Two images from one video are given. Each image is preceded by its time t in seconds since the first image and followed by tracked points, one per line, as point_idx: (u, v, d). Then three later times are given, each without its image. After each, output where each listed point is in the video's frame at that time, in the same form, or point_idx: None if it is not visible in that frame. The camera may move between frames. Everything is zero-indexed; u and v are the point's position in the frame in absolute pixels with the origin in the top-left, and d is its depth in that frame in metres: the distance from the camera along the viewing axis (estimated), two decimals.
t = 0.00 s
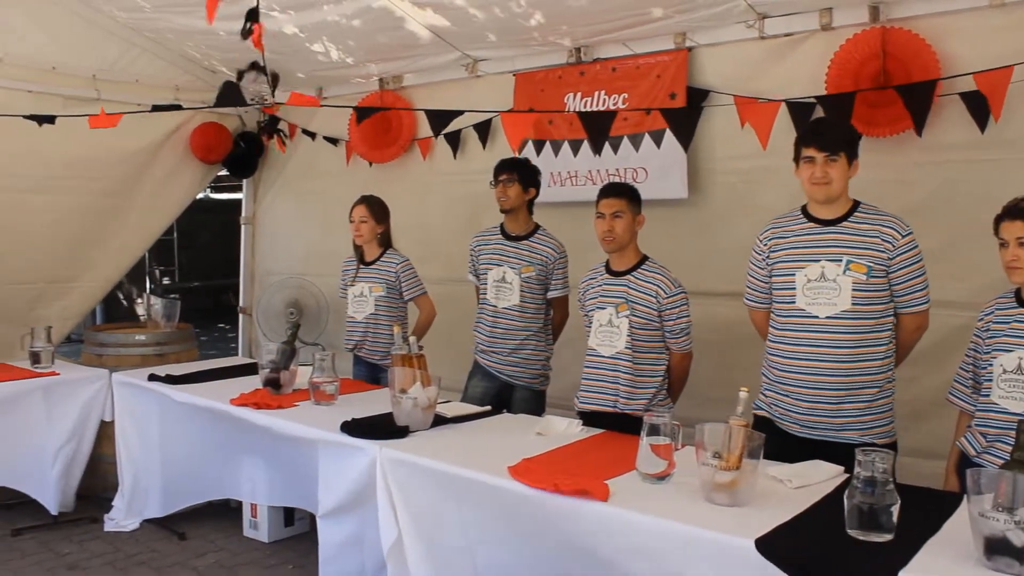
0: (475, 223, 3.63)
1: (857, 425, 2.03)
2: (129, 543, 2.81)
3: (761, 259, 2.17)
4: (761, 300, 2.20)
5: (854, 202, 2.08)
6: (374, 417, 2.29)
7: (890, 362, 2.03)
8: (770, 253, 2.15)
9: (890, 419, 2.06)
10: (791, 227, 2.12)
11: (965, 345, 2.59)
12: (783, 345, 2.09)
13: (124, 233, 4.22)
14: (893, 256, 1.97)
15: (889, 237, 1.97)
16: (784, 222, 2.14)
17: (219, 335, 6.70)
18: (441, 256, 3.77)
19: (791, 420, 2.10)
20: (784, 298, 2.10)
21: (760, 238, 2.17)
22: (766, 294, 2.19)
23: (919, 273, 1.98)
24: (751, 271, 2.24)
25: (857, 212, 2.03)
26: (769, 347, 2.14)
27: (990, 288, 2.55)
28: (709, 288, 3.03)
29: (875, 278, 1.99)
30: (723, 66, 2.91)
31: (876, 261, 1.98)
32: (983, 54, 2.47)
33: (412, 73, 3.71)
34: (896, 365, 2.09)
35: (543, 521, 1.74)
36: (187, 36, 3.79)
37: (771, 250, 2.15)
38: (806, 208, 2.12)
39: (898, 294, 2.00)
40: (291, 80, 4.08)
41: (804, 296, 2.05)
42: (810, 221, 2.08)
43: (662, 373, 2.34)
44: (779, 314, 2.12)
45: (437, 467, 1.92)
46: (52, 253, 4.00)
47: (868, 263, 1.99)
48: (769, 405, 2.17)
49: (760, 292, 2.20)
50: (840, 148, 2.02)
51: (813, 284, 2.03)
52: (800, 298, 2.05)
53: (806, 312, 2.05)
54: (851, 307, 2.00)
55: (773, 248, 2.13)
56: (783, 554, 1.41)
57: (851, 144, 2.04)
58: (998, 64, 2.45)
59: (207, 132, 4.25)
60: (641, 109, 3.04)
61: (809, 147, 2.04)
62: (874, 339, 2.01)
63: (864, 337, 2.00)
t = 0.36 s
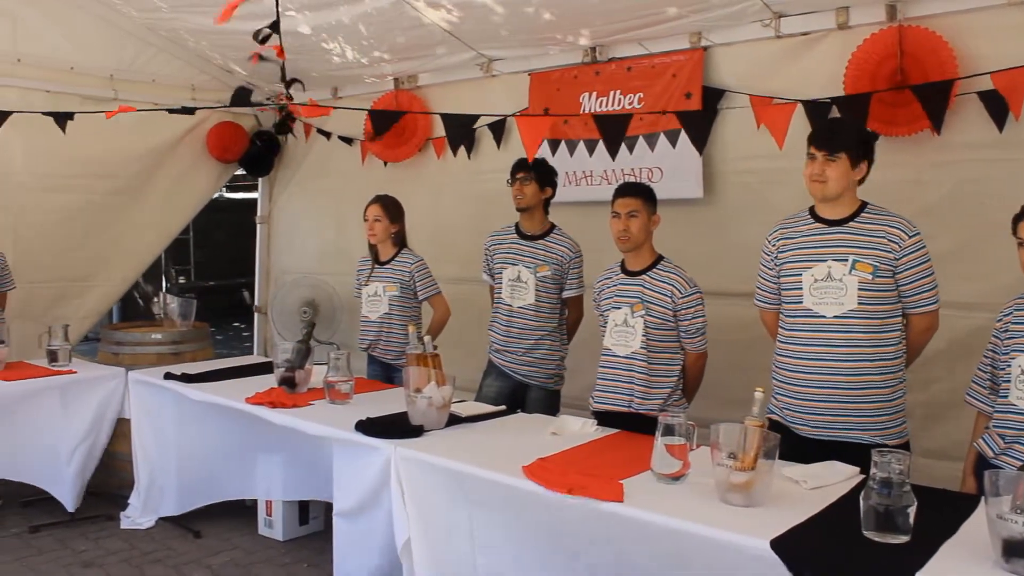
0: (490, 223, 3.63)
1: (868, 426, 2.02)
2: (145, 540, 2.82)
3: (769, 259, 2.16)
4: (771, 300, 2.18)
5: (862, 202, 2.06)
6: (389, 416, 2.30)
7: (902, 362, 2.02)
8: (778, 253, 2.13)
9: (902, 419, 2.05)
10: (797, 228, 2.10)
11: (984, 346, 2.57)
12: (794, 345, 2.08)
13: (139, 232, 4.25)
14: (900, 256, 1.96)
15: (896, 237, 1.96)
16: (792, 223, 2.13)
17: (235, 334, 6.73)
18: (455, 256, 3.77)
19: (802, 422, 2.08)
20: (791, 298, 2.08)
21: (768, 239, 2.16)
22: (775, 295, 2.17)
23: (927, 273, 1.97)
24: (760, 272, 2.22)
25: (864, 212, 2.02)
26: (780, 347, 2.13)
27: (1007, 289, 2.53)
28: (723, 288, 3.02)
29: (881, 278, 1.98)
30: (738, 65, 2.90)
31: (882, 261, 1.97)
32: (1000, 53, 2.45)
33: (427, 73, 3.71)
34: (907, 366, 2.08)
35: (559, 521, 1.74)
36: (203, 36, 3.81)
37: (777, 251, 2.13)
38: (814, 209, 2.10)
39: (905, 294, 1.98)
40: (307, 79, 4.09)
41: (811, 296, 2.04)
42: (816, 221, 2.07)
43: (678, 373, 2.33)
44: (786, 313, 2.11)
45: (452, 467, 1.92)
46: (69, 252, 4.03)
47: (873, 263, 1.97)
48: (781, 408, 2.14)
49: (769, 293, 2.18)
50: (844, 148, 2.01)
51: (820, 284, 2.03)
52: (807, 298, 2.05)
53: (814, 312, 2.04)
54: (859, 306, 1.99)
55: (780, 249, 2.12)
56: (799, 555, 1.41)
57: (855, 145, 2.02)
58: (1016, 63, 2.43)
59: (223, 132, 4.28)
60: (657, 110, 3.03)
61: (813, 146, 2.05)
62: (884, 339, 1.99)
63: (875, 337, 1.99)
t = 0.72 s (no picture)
0: (500, 223, 3.63)
1: (883, 425, 2.01)
2: (157, 539, 2.83)
3: (784, 261, 2.15)
4: (786, 301, 2.18)
5: (877, 201, 2.06)
6: (399, 416, 2.30)
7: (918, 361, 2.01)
8: (793, 254, 2.13)
9: (918, 418, 2.04)
10: (812, 229, 2.10)
11: (996, 347, 2.56)
12: (809, 345, 2.08)
13: (151, 232, 4.26)
14: (914, 256, 1.95)
15: (910, 238, 1.95)
16: (807, 224, 2.12)
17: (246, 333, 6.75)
18: (465, 256, 3.77)
19: (819, 421, 2.07)
20: (808, 300, 2.08)
21: (784, 240, 2.15)
22: (791, 296, 2.17)
23: (942, 274, 1.96)
24: (775, 273, 2.22)
25: (878, 212, 2.01)
26: (796, 348, 2.13)
27: (1020, 289, 2.52)
28: (733, 288, 3.01)
29: (895, 279, 1.97)
30: (750, 65, 2.90)
31: (897, 262, 1.96)
32: (1013, 53, 2.44)
33: (438, 73, 3.71)
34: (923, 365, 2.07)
35: (568, 522, 1.74)
36: (214, 37, 3.83)
37: (792, 252, 2.13)
38: (829, 209, 2.09)
39: (920, 294, 1.97)
40: (319, 79, 4.09)
41: (827, 297, 2.03)
42: (833, 223, 2.06)
43: (688, 373, 2.33)
44: (803, 315, 2.10)
45: (463, 467, 1.92)
46: (81, 252, 4.05)
47: (888, 264, 1.97)
48: (797, 407, 2.14)
49: (784, 293, 2.18)
50: (873, 143, 2.00)
51: (834, 286, 2.02)
52: (822, 300, 2.04)
53: (828, 313, 2.03)
54: (873, 308, 1.98)
55: (795, 250, 2.11)
56: (810, 557, 1.40)
57: (882, 144, 2.03)
58: None
59: (236, 132, 4.30)
60: (669, 108, 3.03)
61: (843, 136, 2.02)
62: (898, 339, 1.99)
63: (888, 338, 1.98)
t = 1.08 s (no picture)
0: (510, 223, 3.63)
1: (898, 427, 2.00)
2: (167, 537, 2.84)
3: (799, 260, 2.15)
4: (801, 302, 2.17)
5: (891, 201, 2.05)
6: (409, 416, 2.30)
7: (932, 362, 2.00)
8: (808, 254, 2.12)
9: (933, 419, 2.03)
10: (829, 230, 2.09)
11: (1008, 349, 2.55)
12: (823, 346, 2.07)
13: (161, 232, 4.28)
14: (930, 256, 1.94)
15: (927, 237, 1.95)
16: (823, 224, 2.12)
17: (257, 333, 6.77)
18: (475, 256, 3.78)
19: (832, 422, 2.07)
20: (823, 300, 2.07)
21: (798, 240, 2.15)
22: (805, 296, 2.16)
23: (959, 273, 1.95)
24: (790, 273, 2.22)
25: (893, 212, 2.00)
26: (809, 348, 2.12)
27: None
28: (744, 288, 3.01)
29: (912, 279, 1.96)
30: (761, 65, 2.89)
31: (913, 262, 1.96)
32: None
33: (449, 73, 3.72)
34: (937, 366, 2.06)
35: (579, 522, 1.73)
36: (226, 38, 3.84)
37: (807, 252, 2.12)
38: (843, 210, 2.09)
39: (936, 294, 1.97)
40: (331, 79, 4.09)
41: (842, 297, 2.03)
42: (847, 223, 2.05)
43: (699, 373, 2.33)
44: (818, 315, 2.10)
45: (473, 467, 1.93)
46: (93, 253, 4.08)
47: (904, 264, 1.96)
48: (810, 408, 2.13)
49: (799, 294, 2.17)
50: (881, 145, 2.00)
51: (850, 286, 2.01)
52: (838, 300, 2.03)
53: (844, 314, 2.02)
54: (889, 308, 1.98)
55: (810, 250, 2.11)
56: (820, 559, 1.40)
57: (890, 143, 2.02)
58: None
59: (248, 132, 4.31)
60: (679, 108, 3.01)
61: (848, 143, 2.02)
62: (913, 340, 1.98)
63: (903, 338, 1.98)
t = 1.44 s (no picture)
0: (527, 223, 3.63)
1: (914, 430, 1.99)
2: (185, 535, 2.86)
3: (815, 260, 2.14)
4: (816, 302, 2.16)
5: (909, 201, 2.04)
6: (426, 415, 2.30)
7: (950, 365, 1.99)
8: (825, 253, 2.11)
9: (951, 422, 2.02)
10: (846, 229, 2.08)
11: None
12: (840, 348, 2.06)
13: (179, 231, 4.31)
14: (949, 257, 1.92)
15: (945, 237, 1.93)
16: (840, 224, 2.10)
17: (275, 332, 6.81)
18: (492, 256, 3.78)
19: (847, 425, 2.05)
20: (839, 300, 2.06)
21: (814, 240, 2.14)
22: (822, 297, 2.15)
23: (978, 274, 1.93)
24: (806, 274, 2.20)
25: (912, 212, 1.99)
26: (826, 350, 2.11)
27: None
28: (762, 288, 3.00)
29: (929, 279, 1.95)
30: (779, 64, 2.88)
31: (931, 262, 1.94)
32: None
33: (466, 73, 3.72)
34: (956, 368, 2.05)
35: (596, 523, 1.73)
36: (244, 39, 3.87)
37: (824, 252, 2.11)
38: (862, 210, 2.07)
39: (955, 295, 1.95)
40: (349, 79, 4.10)
41: (858, 297, 2.02)
42: (865, 223, 2.04)
43: (717, 373, 2.32)
44: (834, 316, 2.09)
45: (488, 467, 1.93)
46: (112, 252, 4.11)
47: (922, 264, 1.95)
48: (824, 411, 2.12)
49: (814, 295, 2.16)
50: (899, 145, 1.97)
51: (867, 286, 2.00)
52: (854, 300, 2.02)
53: (860, 314, 2.01)
54: (906, 309, 1.96)
55: (827, 249, 2.10)
56: (838, 561, 1.39)
57: (909, 143, 2.00)
58: None
59: (265, 131, 4.31)
60: (697, 108, 3.01)
61: (866, 144, 2.00)
62: (931, 342, 1.96)
63: (921, 341, 1.96)
